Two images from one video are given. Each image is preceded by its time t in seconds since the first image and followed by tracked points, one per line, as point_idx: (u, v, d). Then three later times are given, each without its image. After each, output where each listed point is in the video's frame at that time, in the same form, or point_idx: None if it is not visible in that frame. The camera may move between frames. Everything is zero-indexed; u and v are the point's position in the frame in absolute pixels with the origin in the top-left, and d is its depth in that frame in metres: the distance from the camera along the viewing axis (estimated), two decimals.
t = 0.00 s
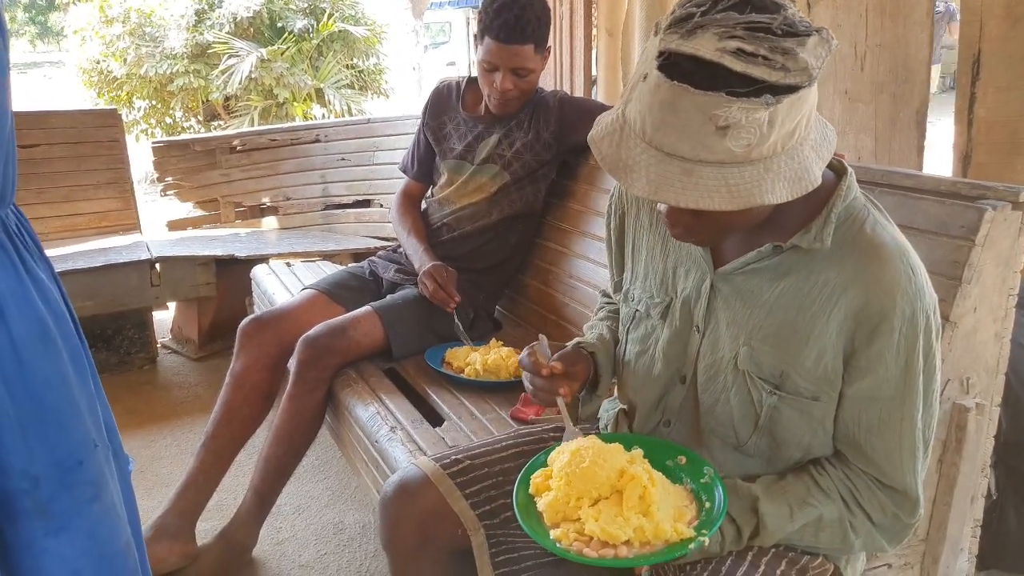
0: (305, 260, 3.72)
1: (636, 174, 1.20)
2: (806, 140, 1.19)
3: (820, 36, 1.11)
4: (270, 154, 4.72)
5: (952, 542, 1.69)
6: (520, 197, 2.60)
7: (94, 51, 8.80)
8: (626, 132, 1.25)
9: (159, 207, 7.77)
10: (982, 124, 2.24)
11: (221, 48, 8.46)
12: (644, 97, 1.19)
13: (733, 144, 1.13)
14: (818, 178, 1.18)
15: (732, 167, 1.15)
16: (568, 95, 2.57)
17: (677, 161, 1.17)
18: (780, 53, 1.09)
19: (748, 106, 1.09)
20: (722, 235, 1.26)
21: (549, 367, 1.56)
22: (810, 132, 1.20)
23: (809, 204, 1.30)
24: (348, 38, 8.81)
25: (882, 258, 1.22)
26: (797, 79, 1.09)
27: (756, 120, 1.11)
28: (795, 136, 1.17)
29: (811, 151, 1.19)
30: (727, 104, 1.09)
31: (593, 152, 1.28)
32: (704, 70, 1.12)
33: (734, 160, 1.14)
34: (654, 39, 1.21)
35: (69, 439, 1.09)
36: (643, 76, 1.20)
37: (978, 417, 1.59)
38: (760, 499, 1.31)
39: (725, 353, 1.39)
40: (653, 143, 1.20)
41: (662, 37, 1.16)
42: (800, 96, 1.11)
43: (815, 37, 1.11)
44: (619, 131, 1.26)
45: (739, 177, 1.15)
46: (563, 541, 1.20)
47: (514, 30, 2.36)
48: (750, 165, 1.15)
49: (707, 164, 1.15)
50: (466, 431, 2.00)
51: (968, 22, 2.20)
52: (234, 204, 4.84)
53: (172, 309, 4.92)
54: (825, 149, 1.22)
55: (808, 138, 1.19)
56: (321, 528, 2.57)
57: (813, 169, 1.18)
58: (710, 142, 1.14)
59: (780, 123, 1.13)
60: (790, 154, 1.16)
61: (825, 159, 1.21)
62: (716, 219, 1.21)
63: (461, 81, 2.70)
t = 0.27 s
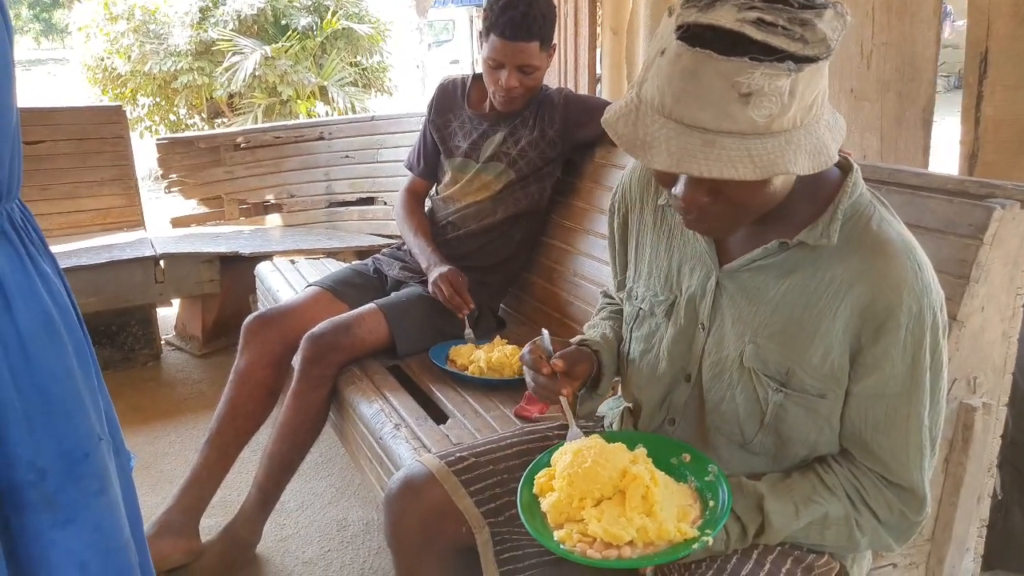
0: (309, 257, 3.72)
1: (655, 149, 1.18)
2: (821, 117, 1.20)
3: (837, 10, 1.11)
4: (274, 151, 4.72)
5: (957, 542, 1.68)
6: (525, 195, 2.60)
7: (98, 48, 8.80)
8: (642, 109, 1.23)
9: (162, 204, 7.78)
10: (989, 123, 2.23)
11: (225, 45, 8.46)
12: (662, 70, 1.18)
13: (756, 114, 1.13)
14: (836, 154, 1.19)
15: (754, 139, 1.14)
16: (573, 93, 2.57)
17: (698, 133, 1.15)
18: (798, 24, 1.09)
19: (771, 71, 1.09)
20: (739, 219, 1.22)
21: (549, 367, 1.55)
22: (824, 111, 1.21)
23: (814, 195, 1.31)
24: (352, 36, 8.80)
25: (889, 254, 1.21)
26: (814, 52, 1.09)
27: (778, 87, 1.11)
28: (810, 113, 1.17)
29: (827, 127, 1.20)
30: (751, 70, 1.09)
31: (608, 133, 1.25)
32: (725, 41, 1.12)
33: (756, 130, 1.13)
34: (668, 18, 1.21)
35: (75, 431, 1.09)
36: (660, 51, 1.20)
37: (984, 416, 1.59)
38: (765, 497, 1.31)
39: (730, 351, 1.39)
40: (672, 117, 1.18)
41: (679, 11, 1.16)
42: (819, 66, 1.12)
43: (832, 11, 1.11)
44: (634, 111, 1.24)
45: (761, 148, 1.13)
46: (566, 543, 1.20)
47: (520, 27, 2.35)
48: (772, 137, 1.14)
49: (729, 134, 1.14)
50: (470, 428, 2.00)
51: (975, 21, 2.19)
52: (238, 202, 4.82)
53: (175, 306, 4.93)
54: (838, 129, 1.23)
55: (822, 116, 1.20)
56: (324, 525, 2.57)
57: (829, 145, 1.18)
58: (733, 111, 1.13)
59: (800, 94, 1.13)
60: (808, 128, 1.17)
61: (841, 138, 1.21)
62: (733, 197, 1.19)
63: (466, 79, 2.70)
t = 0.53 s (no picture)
0: (311, 253, 3.72)
1: (672, 135, 1.16)
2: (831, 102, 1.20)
3: None
4: (277, 147, 4.72)
5: (958, 545, 1.68)
6: (528, 194, 2.59)
7: (102, 43, 8.80)
8: (655, 98, 1.20)
9: (165, 200, 7.78)
10: (994, 125, 2.21)
11: (229, 41, 8.46)
12: (676, 55, 1.17)
13: (774, 94, 1.12)
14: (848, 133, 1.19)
15: (772, 120, 1.13)
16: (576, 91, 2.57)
17: (716, 115, 1.14)
18: (812, 6, 1.08)
19: (789, 51, 1.09)
20: (753, 212, 1.22)
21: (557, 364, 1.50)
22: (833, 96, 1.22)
23: (816, 200, 1.30)
24: (356, 33, 8.79)
25: (892, 255, 1.21)
26: (827, 34, 1.09)
27: (795, 66, 1.11)
28: (820, 98, 1.18)
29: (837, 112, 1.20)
30: (769, 49, 1.09)
31: (620, 124, 1.22)
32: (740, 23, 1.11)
33: (773, 111, 1.13)
34: (678, 3, 1.20)
35: (70, 427, 1.09)
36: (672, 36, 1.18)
37: (987, 420, 1.58)
38: (765, 498, 1.30)
39: (732, 352, 1.38)
40: (687, 101, 1.17)
41: None
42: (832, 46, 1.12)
43: None
44: (647, 99, 1.21)
45: (779, 130, 1.13)
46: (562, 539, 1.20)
47: (525, 26, 2.35)
48: (789, 118, 1.14)
49: (747, 116, 1.13)
50: (470, 427, 1.99)
51: (981, 23, 2.17)
52: (240, 198, 4.82)
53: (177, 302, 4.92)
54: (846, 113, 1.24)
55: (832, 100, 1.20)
56: (323, 522, 2.57)
57: (842, 129, 1.19)
58: (750, 91, 1.12)
59: (815, 74, 1.14)
60: (822, 111, 1.17)
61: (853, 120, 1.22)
62: (749, 180, 1.17)
63: (469, 77, 2.69)
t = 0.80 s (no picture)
0: (310, 253, 3.72)
1: (688, 105, 1.16)
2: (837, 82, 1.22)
3: None
4: (275, 148, 4.72)
5: (956, 540, 1.68)
6: (527, 193, 2.60)
7: (100, 44, 8.80)
8: (666, 73, 1.21)
9: (164, 201, 7.78)
10: (990, 121, 2.21)
11: (227, 41, 8.46)
12: (687, 29, 1.19)
13: (788, 62, 1.13)
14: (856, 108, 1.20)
15: (787, 88, 1.14)
16: (573, 90, 2.57)
17: (731, 83, 1.15)
18: None
19: (803, 18, 1.11)
20: (761, 196, 1.21)
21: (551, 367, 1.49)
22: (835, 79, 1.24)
23: (814, 197, 1.31)
24: (353, 32, 8.79)
25: (889, 251, 1.21)
26: (836, 9, 1.13)
27: (807, 36, 1.13)
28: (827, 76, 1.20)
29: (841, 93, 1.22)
30: (782, 16, 1.11)
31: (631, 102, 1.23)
32: None
33: (788, 80, 1.14)
34: None
35: (66, 429, 1.09)
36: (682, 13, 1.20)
37: (984, 415, 1.58)
38: (764, 495, 1.30)
39: (730, 349, 1.38)
40: (700, 71, 1.18)
41: None
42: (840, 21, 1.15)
43: None
44: (656, 78, 1.22)
45: (793, 100, 1.13)
46: (563, 537, 1.20)
47: (521, 26, 2.35)
48: (803, 88, 1.15)
49: (762, 84, 1.14)
50: (470, 426, 2.00)
51: (978, 19, 2.17)
52: (239, 199, 4.83)
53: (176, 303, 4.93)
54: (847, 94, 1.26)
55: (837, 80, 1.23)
56: (324, 523, 2.57)
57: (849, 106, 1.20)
58: (765, 58, 1.13)
59: (824, 47, 1.16)
60: (831, 86, 1.19)
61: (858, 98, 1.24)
62: (761, 156, 1.17)
63: (466, 77, 2.69)
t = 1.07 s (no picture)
0: (309, 253, 3.72)
1: (694, 94, 1.16)
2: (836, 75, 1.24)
3: None
4: (273, 148, 4.72)
5: (955, 535, 1.68)
6: (526, 191, 2.60)
7: (97, 45, 8.79)
8: (670, 65, 1.21)
9: (162, 202, 7.78)
10: (987, 117, 2.21)
11: (224, 41, 8.46)
12: (692, 21, 1.19)
13: (792, 52, 1.14)
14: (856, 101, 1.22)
15: (791, 78, 1.15)
16: (571, 88, 2.58)
17: (737, 72, 1.15)
18: None
19: (805, 8, 1.13)
20: (766, 188, 1.21)
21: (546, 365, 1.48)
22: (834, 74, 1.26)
23: (813, 193, 1.32)
24: (351, 32, 8.78)
25: (886, 245, 1.22)
26: None
27: (810, 26, 1.15)
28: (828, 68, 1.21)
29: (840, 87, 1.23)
30: (787, 5, 1.13)
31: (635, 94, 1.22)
32: None
33: (791, 71, 1.15)
34: None
35: (66, 430, 1.09)
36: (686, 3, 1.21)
37: (982, 409, 1.59)
38: (764, 490, 1.30)
39: (729, 345, 1.38)
40: (704, 63, 1.18)
41: None
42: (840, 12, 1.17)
43: None
44: (660, 70, 1.22)
45: (798, 90, 1.14)
46: (563, 536, 1.20)
47: (519, 24, 2.34)
48: (807, 78, 1.16)
49: (767, 74, 1.14)
50: (469, 425, 2.00)
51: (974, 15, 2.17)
52: (237, 199, 4.83)
53: (175, 304, 4.93)
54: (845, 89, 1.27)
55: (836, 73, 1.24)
56: (324, 522, 2.57)
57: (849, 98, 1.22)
58: (770, 48, 1.14)
59: (826, 38, 1.18)
60: (832, 78, 1.20)
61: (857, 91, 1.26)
62: (766, 146, 1.17)
63: (464, 75, 2.69)
